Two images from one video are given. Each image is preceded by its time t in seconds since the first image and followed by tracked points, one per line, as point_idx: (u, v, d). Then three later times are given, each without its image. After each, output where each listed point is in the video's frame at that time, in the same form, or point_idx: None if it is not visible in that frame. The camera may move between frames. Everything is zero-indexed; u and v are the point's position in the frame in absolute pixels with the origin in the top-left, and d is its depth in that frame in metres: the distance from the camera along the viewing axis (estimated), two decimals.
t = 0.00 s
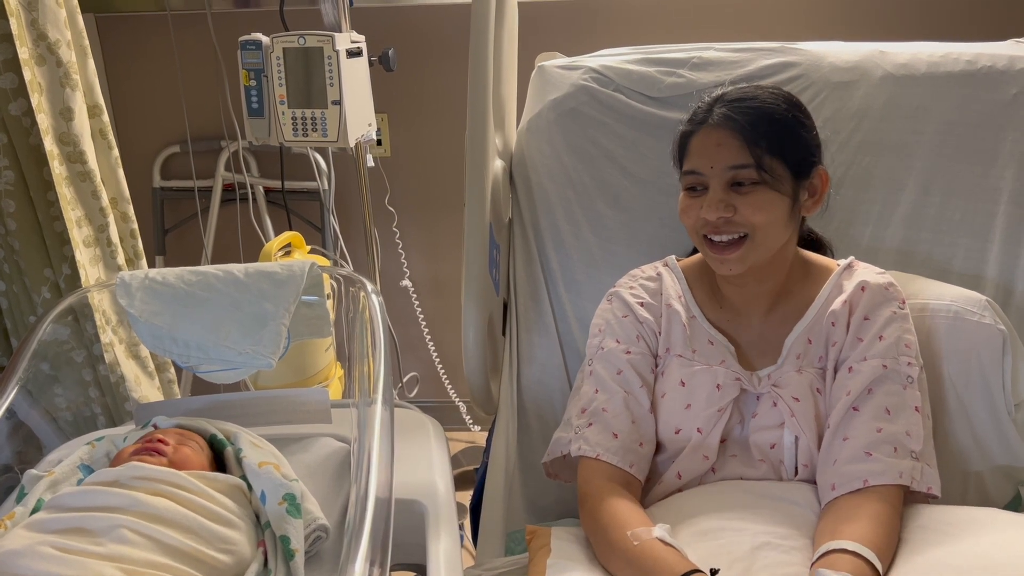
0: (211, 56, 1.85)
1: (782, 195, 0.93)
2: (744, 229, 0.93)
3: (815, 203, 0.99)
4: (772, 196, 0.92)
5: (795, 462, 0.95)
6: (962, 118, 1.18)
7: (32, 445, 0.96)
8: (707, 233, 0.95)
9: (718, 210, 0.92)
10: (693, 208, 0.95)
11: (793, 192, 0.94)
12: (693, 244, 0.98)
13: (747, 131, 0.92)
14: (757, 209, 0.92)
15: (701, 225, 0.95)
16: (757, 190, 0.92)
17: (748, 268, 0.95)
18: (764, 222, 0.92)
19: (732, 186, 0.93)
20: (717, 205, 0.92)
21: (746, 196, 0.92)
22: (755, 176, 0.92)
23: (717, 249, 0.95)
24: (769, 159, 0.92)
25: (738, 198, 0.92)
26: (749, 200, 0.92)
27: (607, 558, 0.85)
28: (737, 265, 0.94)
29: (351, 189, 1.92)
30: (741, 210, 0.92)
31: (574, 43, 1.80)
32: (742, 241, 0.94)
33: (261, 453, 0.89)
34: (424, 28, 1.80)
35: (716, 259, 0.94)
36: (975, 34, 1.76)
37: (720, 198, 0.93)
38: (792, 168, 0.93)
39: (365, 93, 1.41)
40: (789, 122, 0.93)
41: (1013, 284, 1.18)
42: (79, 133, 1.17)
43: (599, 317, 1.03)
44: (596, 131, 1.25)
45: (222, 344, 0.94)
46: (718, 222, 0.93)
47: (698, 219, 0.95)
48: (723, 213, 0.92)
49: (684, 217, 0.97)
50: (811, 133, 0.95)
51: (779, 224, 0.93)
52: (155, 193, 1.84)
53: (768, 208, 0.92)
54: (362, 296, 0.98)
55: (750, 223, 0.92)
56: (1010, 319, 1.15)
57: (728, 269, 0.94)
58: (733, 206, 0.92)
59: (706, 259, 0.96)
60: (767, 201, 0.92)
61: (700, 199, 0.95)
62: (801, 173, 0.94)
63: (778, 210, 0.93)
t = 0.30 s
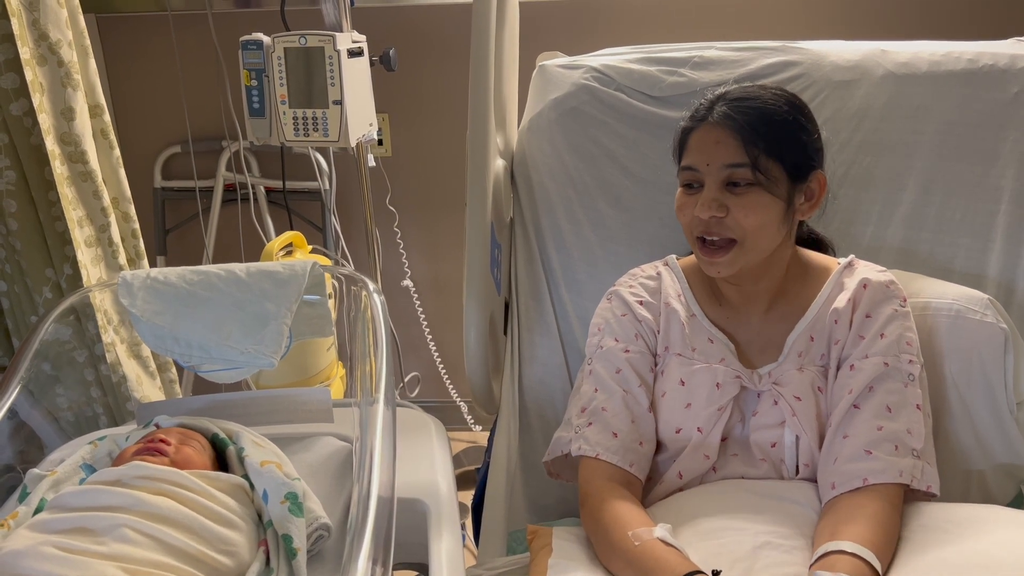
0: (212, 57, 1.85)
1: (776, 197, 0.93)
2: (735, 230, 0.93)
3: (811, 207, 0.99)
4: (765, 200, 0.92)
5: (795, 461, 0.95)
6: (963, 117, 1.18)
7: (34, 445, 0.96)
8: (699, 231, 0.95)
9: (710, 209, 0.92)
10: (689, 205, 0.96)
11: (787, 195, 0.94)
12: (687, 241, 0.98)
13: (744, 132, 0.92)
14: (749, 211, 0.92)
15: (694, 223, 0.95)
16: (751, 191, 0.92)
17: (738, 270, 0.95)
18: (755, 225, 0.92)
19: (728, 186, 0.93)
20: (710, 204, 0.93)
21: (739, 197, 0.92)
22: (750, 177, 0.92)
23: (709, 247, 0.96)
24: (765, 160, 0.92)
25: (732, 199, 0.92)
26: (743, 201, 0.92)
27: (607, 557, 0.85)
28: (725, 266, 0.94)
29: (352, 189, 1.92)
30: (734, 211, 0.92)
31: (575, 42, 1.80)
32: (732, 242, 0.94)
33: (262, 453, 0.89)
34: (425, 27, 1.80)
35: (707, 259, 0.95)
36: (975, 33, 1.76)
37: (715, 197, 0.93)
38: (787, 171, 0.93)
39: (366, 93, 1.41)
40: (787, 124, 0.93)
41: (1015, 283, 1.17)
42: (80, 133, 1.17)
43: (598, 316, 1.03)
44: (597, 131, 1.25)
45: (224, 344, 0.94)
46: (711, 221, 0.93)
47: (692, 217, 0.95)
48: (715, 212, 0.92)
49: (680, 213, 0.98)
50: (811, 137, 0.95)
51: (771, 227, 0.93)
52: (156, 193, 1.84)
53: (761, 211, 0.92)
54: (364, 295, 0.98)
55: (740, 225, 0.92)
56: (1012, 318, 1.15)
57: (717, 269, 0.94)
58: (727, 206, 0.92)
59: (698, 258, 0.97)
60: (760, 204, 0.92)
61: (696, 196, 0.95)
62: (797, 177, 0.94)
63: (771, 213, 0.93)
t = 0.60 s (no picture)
0: (213, 57, 1.85)
1: (779, 199, 0.93)
2: (738, 230, 0.93)
3: (813, 209, 0.99)
4: (768, 201, 0.92)
5: (796, 461, 0.95)
6: (964, 117, 1.18)
7: (36, 445, 0.96)
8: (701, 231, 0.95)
9: (714, 209, 0.92)
10: (692, 205, 0.96)
11: (790, 196, 0.94)
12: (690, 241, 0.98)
13: (748, 132, 0.91)
14: (752, 212, 0.92)
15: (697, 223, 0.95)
16: (754, 192, 0.92)
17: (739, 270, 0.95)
18: (758, 225, 0.92)
19: (731, 186, 0.93)
20: (713, 204, 0.92)
21: (743, 197, 0.92)
22: (754, 178, 0.92)
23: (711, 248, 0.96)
24: (769, 161, 0.92)
25: (735, 199, 0.92)
26: (746, 202, 0.92)
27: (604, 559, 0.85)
28: (727, 266, 0.94)
29: (353, 189, 1.92)
30: (737, 211, 0.92)
31: (575, 42, 1.80)
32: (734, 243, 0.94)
33: (264, 453, 0.89)
34: (425, 28, 1.80)
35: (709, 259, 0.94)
36: (975, 32, 1.76)
37: (718, 197, 0.92)
38: (791, 172, 0.93)
39: (367, 93, 1.41)
40: (790, 125, 0.93)
41: (1017, 282, 1.17)
42: (82, 134, 1.17)
43: (597, 315, 1.03)
44: (598, 131, 1.25)
45: (226, 344, 0.94)
46: (713, 221, 0.93)
47: (696, 217, 0.95)
48: (718, 212, 0.92)
49: (683, 213, 0.97)
50: (813, 140, 0.95)
51: (773, 229, 0.93)
52: (157, 194, 1.84)
53: (764, 212, 0.92)
54: (365, 295, 0.98)
55: (743, 225, 0.92)
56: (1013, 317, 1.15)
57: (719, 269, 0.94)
58: (730, 207, 0.92)
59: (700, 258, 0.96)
60: (763, 205, 0.92)
61: (699, 196, 0.95)
62: (800, 178, 0.94)
63: (774, 214, 0.93)
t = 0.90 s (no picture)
0: (214, 58, 1.85)
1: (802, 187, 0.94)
2: (768, 223, 0.92)
3: (822, 197, 0.99)
4: (792, 190, 0.93)
5: (796, 461, 0.95)
6: (964, 117, 1.18)
7: (36, 447, 0.96)
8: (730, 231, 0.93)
9: (745, 204, 0.91)
10: (715, 207, 0.94)
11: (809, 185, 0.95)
12: (711, 246, 0.96)
13: (765, 125, 0.93)
14: (781, 203, 0.92)
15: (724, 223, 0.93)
16: (778, 183, 0.93)
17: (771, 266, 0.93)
18: (788, 215, 0.92)
19: (755, 180, 0.93)
20: (744, 199, 0.92)
21: (769, 189, 0.92)
22: (776, 169, 0.93)
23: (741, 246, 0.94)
24: (789, 152, 0.93)
25: (762, 192, 0.92)
26: (773, 194, 0.92)
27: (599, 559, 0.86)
28: (761, 261, 0.92)
29: (353, 190, 1.92)
30: (765, 204, 0.92)
31: (575, 43, 1.80)
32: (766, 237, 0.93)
33: (265, 454, 0.89)
34: (425, 28, 1.80)
35: (743, 255, 0.92)
36: (975, 32, 1.76)
37: (746, 192, 0.92)
38: (805, 162, 0.94)
39: (367, 94, 1.41)
40: (798, 118, 0.95)
41: (1018, 283, 1.17)
42: (82, 135, 1.17)
43: (597, 318, 1.03)
44: (598, 131, 1.25)
45: (227, 345, 0.94)
46: (744, 216, 0.92)
47: (721, 218, 0.93)
48: (751, 207, 0.91)
49: (704, 217, 0.95)
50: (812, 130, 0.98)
51: (800, 218, 0.94)
52: (158, 195, 1.85)
53: (790, 202, 0.92)
54: (365, 296, 0.98)
55: (774, 217, 0.92)
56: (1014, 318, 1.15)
57: (753, 265, 0.92)
58: (759, 200, 0.92)
59: (729, 259, 0.94)
60: (788, 195, 0.92)
61: (722, 196, 0.94)
62: (813, 169, 0.95)
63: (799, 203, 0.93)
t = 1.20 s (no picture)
0: (215, 59, 1.85)
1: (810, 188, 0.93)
2: (773, 221, 0.92)
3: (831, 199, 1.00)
4: (801, 189, 0.92)
5: (800, 463, 0.94)
6: (966, 118, 1.18)
7: (38, 448, 0.96)
8: (733, 225, 0.94)
9: (751, 201, 0.91)
10: (720, 201, 0.94)
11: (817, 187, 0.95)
12: (715, 239, 0.97)
13: (777, 123, 0.92)
14: (787, 202, 0.92)
15: (728, 217, 0.94)
16: (787, 182, 0.92)
17: (772, 262, 0.95)
18: (794, 214, 0.92)
19: (763, 178, 0.92)
20: (750, 195, 0.92)
21: (777, 187, 0.92)
22: (786, 168, 0.92)
23: (743, 241, 0.95)
24: (800, 152, 0.93)
25: (770, 189, 0.92)
26: (781, 192, 0.92)
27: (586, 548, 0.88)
28: (762, 257, 0.94)
29: (355, 190, 1.92)
30: (772, 202, 0.92)
31: (576, 44, 1.80)
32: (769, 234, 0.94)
33: (267, 455, 0.89)
34: (427, 29, 1.80)
35: (745, 251, 0.94)
36: (977, 34, 1.76)
37: (753, 189, 0.92)
38: (816, 161, 0.94)
39: (368, 95, 1.41)
40: (812, 116, 0.94)
41: (1019, 283, 1.17)
42: (84, 136, 1.17)
43: (600, 323, 1.04)
44: (599, 132, 1.25)
45: (229, 346, 0.95)
46: (749, 213, 0.92)
47: (726, 212, 0.94)
48: (756, 203, 0.91)
49: (709, 209, 0.96)
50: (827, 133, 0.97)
51: (806, 219, 0.94)
52: (159, 196, 1.85)
53: (798, 201, 0.92)
54: (367, 297, 0.98)
55: (779, 215, 0.92)
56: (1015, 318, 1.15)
57: (754, 261, 0.94)
58: (766, 197, 0.92)
59: (731, 252, 0.96)
60: (796, 194, 0.92)
61: (728, 190, 0.94)
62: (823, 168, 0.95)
63: (806, 204, 0.93)
